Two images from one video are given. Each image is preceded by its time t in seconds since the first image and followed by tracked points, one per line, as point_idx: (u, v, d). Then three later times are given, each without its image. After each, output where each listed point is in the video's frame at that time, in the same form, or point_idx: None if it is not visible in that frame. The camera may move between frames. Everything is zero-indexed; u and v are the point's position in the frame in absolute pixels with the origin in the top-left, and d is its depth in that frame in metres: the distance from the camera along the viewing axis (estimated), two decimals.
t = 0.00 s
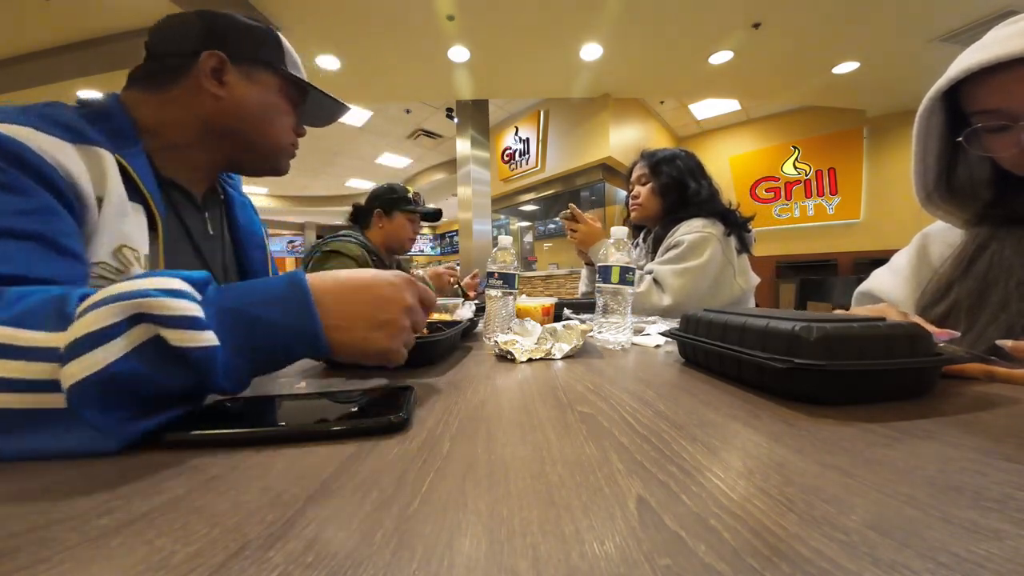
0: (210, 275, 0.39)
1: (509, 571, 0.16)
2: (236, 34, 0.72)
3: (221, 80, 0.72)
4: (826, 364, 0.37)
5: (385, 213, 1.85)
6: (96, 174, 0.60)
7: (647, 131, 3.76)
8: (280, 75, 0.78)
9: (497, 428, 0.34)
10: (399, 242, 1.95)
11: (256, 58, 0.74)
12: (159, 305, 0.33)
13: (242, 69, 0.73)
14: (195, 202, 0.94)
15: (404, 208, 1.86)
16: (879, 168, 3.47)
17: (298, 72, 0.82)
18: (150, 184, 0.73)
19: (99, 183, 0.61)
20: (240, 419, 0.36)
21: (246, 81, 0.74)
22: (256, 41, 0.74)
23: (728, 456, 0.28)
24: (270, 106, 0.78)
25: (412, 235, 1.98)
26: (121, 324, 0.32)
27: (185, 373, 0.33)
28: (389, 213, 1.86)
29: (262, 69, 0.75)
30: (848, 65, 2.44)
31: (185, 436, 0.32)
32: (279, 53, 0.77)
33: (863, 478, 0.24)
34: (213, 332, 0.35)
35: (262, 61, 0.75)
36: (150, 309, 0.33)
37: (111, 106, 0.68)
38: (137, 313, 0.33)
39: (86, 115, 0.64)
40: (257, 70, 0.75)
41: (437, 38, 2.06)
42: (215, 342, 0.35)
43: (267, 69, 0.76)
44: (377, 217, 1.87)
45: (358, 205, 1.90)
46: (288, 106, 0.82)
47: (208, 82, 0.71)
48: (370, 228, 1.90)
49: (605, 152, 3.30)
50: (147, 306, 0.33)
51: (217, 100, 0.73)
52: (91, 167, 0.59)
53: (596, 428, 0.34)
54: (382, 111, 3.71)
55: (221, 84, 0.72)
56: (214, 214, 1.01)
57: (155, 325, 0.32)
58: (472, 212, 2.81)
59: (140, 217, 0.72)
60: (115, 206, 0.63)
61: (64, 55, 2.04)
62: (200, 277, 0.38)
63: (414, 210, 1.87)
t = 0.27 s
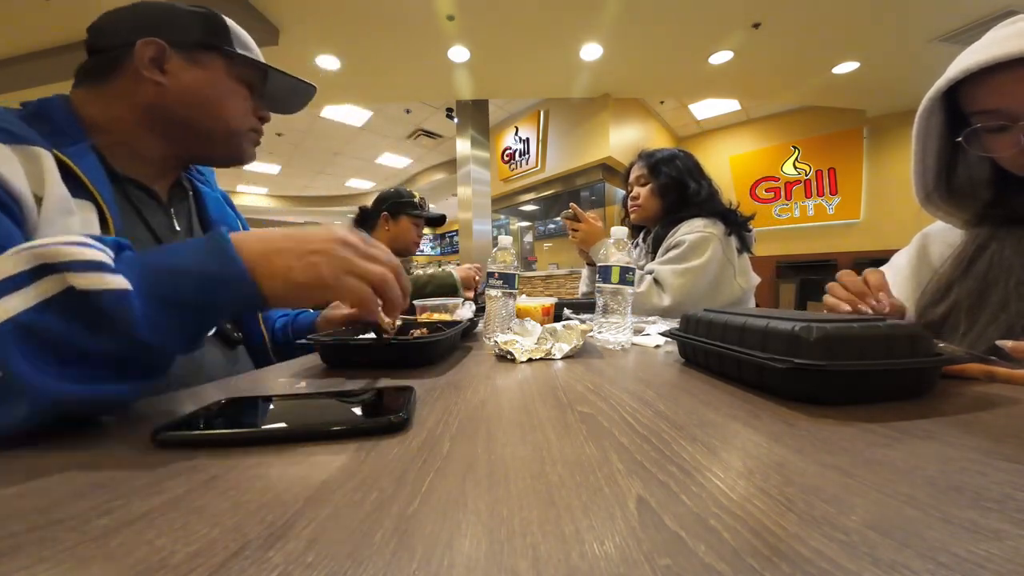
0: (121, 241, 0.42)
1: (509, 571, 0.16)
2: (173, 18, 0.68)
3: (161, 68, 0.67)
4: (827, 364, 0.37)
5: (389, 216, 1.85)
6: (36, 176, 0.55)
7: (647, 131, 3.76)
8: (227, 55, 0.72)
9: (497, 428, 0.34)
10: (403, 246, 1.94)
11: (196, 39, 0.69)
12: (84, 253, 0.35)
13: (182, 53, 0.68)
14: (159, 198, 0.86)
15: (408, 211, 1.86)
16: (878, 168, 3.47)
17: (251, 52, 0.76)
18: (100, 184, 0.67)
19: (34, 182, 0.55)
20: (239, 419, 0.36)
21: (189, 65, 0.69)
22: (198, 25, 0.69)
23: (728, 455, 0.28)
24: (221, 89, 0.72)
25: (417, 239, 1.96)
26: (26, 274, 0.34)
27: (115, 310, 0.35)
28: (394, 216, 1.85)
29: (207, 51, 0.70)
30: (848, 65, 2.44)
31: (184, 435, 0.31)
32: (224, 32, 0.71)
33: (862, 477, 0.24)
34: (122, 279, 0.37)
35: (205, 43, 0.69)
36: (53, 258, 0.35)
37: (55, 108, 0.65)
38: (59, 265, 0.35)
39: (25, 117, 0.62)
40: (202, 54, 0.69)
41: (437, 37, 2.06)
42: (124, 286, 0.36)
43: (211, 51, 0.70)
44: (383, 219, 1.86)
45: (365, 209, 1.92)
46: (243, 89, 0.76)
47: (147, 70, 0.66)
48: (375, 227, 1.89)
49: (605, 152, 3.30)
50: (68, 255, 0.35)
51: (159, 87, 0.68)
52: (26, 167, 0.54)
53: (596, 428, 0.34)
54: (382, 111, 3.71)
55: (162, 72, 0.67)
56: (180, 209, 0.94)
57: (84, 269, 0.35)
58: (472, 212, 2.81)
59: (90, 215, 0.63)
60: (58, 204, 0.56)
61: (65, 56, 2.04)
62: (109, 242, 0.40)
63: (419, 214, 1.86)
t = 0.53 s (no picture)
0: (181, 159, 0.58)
1: (509, 571, 0.16)
2: (170, 16, 0.67)
3: (157, 66, 0.67)
4: (826, 364, 0.37)
5: (389, 216, 1.85)
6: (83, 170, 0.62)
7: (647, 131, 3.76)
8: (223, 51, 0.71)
9: (497, 428, 0.34)
10: (404, 245, 1.93)
11: (191, 36, 0.68)
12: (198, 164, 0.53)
13: (177, 50, 0.67)
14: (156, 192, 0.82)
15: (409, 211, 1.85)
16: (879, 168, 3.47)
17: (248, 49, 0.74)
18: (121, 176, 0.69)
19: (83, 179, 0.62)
20: (239, 419, 0.36)
21: (184, 61, 0.68)
22: (193, 22, 0.68)
23: (728, 456, 0.28)
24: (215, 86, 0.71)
25: (418, 238, 1.96)
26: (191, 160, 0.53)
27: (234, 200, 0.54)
28: (394, 216, 1.85)
29: (202, 47, 0.68)
30: (848, 65, 2.45)
31: (184, 436, 0.31)
32: (219, 28, 0.69)
33: (863, 478, 0.24)
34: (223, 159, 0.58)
35: (200, 39, 0.68)
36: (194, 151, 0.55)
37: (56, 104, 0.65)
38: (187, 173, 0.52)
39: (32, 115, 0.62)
40: (198, 50, 0.68)
41: (437, 37, 2.06)
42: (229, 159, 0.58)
43: (206, 47, 0.69)
44: (384, 220, 1.87)
45: (365, 208, 1.91)
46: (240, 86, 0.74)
47: (144, 67, 0.66)
48: (376, 227, 1.89)
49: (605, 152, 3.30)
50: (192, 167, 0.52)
51: (156, 86, 0.67)
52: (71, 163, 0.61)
53: (596, 428, 0.34)
54: (382, 111, 3.71)
55: (157, 70, 0.67)
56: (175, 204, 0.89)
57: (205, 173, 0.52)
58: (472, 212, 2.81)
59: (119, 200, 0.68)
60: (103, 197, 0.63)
61: (65, 55, 2.05)
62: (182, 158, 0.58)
63: (419, 214, 1.86)
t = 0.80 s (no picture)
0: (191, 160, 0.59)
1: (509, 571, 0.16)
2: (169, 17, 0.67)
3: (156, 65, 0.67)
4: (826, 364, 0.37)
5: (388, 215, 1.85)
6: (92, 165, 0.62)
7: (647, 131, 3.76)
8: (221, 50, 0.71)
9: (497, 428, 0.34)
10: (404, 245, 1.93)
11: (190, 37, 0.68)
12: (215, 169, 0.54)
13: (176, 50, 0.67)
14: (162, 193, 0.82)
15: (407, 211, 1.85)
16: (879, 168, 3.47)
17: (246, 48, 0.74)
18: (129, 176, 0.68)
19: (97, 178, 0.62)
20: (240, 420, 0.36)
21: (183, 61, 0.68)
22: (191, 22, 0.68)
23: (728, 456, 0.28)
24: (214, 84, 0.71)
25: (417, 237, 1.96)
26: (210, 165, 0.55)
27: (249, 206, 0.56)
28: (393, 216, 1.85)
29: (200, 46, 0.69)
30: (848, 65, 2.45)
31: (184, 436, 0.31)
32: (217, 27, 0.69)
33: (863, 478, 0.24)
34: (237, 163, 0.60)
35: (198, 38, 0.68)
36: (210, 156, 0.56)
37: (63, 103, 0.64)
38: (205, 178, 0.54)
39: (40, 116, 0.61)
40: (197, 49, 0.69)
41: (437, 37, 2.06)
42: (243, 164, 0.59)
43: (205, 46, 0.69)
44: (384, 220, 1.86)
45: (364, 208, 1.92)
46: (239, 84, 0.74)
47: (143, 67, 0.66)
48: (376, 228, 1.89)
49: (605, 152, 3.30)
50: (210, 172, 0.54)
51: (155, 86, 0.67)
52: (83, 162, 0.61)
53: (596, 428, 0.34)
54: (382, 111, 3.71)
55: (156, 69, 0.67)
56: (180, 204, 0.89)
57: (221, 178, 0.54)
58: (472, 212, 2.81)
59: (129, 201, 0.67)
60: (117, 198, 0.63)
61: (65, 56, 2.05)
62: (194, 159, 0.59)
63: (418, 213, 1.85)
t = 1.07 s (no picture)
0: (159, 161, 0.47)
1: (509, 571, 0.16)
2: None
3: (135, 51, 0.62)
4: (826, 364, 0.37)
5: (388, 216, 1.85)
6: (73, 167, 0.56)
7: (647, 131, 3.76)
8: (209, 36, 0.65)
9: (497, 428, 0.34)
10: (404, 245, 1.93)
11: (175, 20, 0.62)
12: (159, 199, 0.41)
13: (157, 36, 0.62)
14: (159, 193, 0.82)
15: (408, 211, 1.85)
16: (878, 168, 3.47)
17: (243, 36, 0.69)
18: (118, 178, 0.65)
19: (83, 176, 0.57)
20: (240, 419, 0.36)
21: (164, 46, 0.62)
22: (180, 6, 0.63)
23: (727, 455, 0.28)
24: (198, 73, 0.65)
25: (417, 237, 1.96)
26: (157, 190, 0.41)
27: (199, 243, 0.41)
28: (393, 216, 1.85)
29: (184, 31, 0.63)
30: (848, 65, 2.44)
31: (184, 435, 0.31)
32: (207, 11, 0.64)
33: (863, 478, 0.24)
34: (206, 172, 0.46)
35: (184, 23, 0.63)
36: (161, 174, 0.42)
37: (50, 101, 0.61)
38: (144, 210, 0.40)
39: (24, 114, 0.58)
40: (181, 34, 0.63)
41: (437, 37, 2.06)
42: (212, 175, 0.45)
43: (191, 31, 0.64)
44: (384, 220, 1.86)
45: (364, 208, 1.92)
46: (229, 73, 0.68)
47: (120, 54, 0.62)
48: (376, 228, 1.89)
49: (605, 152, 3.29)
50: (150, 200, 0.40)
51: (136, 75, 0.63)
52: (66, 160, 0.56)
53: (596, 428, 0.34)
54: (382, 111, 3.71)
55: (133, 56, 0.62)
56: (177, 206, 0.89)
57: (162, 209, 0.41)
58: (472, 212, 2.81)
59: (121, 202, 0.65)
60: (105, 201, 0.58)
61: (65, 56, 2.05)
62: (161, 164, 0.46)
63: (418, 213, 1.85)
